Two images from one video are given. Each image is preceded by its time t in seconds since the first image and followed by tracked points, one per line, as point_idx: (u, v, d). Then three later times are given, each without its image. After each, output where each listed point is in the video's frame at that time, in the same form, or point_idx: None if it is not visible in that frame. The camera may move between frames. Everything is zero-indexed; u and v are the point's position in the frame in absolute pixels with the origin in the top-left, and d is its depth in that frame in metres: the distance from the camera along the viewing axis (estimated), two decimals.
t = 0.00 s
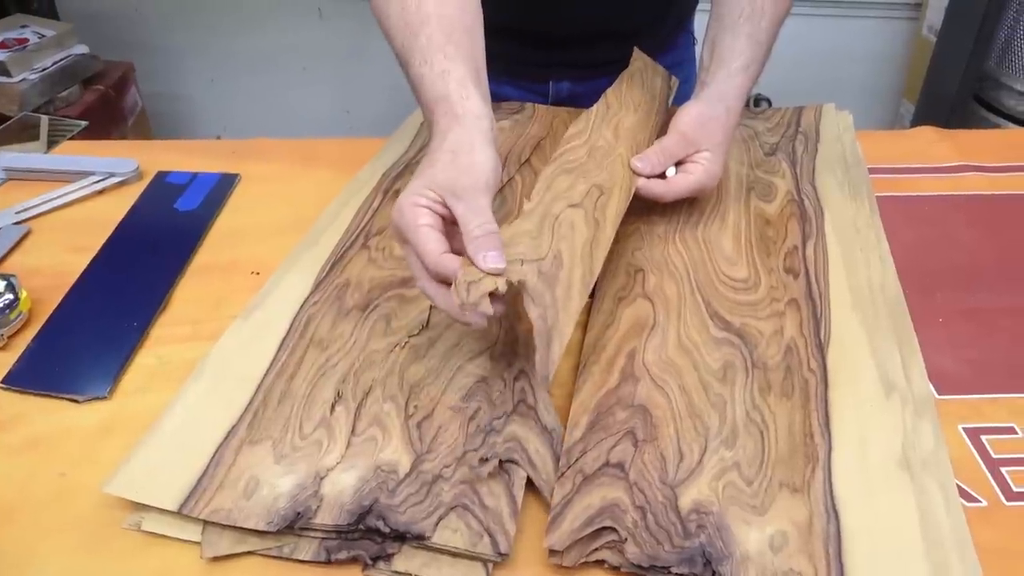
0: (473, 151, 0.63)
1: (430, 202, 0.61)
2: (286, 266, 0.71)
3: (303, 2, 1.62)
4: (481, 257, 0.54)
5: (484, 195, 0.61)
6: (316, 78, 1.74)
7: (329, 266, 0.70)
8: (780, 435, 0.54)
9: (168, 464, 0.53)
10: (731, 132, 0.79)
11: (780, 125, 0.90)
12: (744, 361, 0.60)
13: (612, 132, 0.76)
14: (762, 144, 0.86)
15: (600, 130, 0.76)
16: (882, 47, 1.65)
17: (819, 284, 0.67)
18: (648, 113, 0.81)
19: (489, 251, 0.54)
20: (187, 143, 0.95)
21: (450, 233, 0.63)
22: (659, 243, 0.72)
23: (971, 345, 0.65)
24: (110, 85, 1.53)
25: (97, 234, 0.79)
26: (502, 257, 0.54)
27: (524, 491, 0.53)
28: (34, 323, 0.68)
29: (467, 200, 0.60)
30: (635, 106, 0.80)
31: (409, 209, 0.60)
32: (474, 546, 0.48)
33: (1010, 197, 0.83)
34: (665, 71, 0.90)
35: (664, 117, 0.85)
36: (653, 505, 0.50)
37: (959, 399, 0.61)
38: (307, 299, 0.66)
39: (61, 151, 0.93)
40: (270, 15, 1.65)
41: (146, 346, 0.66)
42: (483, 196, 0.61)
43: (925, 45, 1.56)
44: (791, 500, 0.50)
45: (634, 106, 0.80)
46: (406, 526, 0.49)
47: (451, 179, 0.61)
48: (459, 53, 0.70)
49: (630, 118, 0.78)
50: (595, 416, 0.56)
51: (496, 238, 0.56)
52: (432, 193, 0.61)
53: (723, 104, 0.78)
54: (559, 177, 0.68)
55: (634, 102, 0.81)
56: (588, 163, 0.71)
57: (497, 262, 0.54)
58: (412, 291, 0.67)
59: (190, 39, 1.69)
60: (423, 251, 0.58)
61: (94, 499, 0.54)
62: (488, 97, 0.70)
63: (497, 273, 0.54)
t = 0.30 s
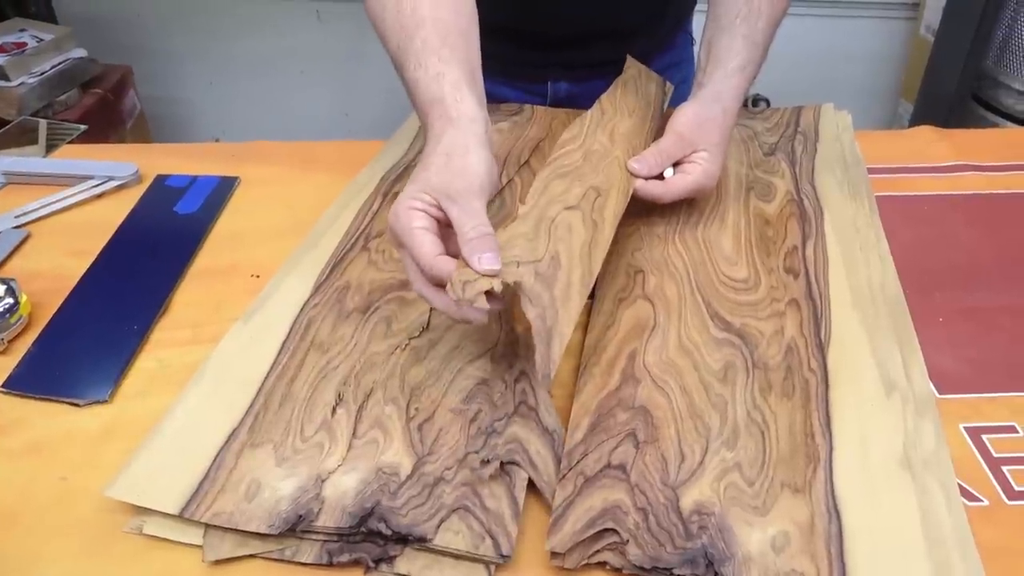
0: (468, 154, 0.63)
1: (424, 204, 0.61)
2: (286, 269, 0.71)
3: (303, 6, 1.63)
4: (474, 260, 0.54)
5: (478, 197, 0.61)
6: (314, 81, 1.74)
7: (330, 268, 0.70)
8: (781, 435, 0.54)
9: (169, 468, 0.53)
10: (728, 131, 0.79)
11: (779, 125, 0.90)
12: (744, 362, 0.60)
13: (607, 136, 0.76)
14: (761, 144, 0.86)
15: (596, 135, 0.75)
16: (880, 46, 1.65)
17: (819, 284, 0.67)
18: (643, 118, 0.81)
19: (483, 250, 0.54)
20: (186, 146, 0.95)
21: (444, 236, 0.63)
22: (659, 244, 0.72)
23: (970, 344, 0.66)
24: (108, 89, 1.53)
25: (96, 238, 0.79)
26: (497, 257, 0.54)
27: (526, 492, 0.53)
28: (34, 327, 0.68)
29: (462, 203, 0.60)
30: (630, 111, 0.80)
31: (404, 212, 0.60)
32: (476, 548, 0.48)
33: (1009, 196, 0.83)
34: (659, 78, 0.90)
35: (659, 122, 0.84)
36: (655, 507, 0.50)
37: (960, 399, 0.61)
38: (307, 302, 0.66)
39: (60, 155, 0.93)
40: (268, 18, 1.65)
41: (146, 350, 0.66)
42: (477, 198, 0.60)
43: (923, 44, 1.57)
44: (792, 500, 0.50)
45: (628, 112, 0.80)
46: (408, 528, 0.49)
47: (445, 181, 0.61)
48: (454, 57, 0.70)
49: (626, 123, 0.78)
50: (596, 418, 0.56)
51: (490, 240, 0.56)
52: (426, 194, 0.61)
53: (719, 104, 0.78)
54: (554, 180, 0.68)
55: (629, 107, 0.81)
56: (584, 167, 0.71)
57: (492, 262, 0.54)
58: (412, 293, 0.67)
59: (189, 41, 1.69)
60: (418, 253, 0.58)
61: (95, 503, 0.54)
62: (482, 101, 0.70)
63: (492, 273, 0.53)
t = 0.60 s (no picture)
0: (369, 135, 0.72)
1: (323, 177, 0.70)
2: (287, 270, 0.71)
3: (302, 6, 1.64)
4: (354, 207, 0.64)
5: (373, 174, 0.69)
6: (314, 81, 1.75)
7: (331, 268, 0.70)
8: (782, 433, 0.54)
9: (170, 468, 0.53)
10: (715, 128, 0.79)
11: (778, 121, 0.90)
12: (745, 360, 0.60)
13: (589, 149, 0.77)
14: (761, 140, 0.86)
15: (576, 149, 0.77)
16: (878, 43, 1.65)
17: (819, 280, 0.67)
18: (630, 128, 0.82)
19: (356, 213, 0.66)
20: (185, 147, 0.95)
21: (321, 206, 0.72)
22: (659, 242, 0.72)
23: (971, 340, 0.66)
24: (106, 90, 1.53)
25: (96, 240, 0.79)
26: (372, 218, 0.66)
27: (528, 492, 0.53)
28: (35, 329, 0.68)
29: (354, 174, 0.69)
30: (613, 122, 0.82)
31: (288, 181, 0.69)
32: (479, 547, 0.48)
33: (1007, 192, 0.83)
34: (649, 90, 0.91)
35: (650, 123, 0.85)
36: (656, 506, 0.50)
37: (960, 395, 0.61)
38: (307, 303, 0.66)
39: (59, 156, 0.93)
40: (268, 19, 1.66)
41: (147, 351, 0.66)
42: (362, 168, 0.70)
43: (921, 42, 1.57)
44: (794, 499, 0.50)
45: (612, 123, 0.82)
46: (410, 528, 0.49)
47: (336, 155, 0.71)
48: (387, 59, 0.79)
49: (610, 135, 0.80)
50: (597, 417, 0.56)
51: (373, 209, 0.67)
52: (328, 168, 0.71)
53: (703, 102, 0.79)
54: (529, 203, 0.70)
55: (613, 118, 0.82)
56: (559, 184, 0.72)
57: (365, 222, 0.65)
58: (412, 292, 0.65)
59: (186, 42, 1.69)
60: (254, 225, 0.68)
61: (97, 505, 0.54)
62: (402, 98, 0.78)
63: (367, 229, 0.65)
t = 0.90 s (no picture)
0: (355, 138, 0.76)
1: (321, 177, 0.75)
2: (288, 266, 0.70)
3: (297, 8, 1.66)
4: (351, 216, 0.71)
5: (358, 182, 0.75)
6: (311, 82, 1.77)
7: (331, 271, 0.69)
8: (780, 434, 0.55)
9: (171, 470, 0.52)
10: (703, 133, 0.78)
11: (775, 123, 0.90)
12: (743, 361, 0.60)
13: (581, 179, 0.78)
14: (757, 142, 0.87)
15: (569, 181, 0.78)
16: (874, 45, 1.65)
17: (818, 283, 0.67)
18: (622, 140, 0.83)
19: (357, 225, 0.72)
20: (183, 149, 0.95)
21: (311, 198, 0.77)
22: (656, 244, 0.72)
23: (968, 341, 0.66)
24: (102, 92, 1.53)
25: (95, 242, 0.79)
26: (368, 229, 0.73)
27: (528, 493, 0.53)
28: (33, 332, 0.68)
29: (340, 180, 0.74)
30: (605, 139, 0.83)
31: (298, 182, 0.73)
32: (478, 549, 0.48)
33: (1002, 193, 0.84)
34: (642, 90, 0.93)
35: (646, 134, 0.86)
36: (655, 507, 0.50)
37: (957, 396, 0.61)
38: (307, 305, 0.66)
39: (57, 159, 0.92)
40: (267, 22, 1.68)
41: (146, 354, 0.66)
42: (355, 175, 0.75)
43: (916, 43, 1.57)
44: (792, 499, 0.50)
45: (604, 141, 0.83)
46: (410, 530, 0.49)
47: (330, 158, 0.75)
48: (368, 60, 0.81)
49: (600, 155, 0.81)
50: (596, 418, 0.56)
51: (364, 220, 0.73)
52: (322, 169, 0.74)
53: (687, 108, 0.79)
54: (525, 252, 0.69)
55: (605, 138, 0.84)
56: (554, 224, 0.72)
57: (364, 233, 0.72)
58: (412, 294, 0.66)
59: (182, 43, 1.71)
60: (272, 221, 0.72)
61: (97, 507, 0.54)
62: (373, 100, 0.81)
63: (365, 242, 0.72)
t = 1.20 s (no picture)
0: (342, 124, 0.78)
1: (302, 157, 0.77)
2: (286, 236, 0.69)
3: (296, 11, 1.66)
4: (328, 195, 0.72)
5: (340, 162, 0.76)
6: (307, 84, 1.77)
7: (331, 249, 0.68)
8: (780, 434, 0.55)
9: (167, 396, 0.50)
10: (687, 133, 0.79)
11: (773, 124, 0.90)
12: (742, 362, 0.60)
13: (568, 189, 0.77)
14: (756, 143, 0.87)
15: (555, 192, 0.77)
16: (870, 47, 1.66)
17: (817, 283, 0.67)
18: (607, 152, 0.83)
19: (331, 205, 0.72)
20: (182, 150, 0.95)
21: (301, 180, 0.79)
22: (656, 245, 0.73)
23: (966, 341, 0.66)
24: (100, 93, 1.53)
25: (95, 244, 0.79)
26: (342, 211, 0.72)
27: (530, 494, 0.54)
28: (34, 333, 0.68)
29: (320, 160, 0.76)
30: (591, 151, 0.83)
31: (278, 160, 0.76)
32: (481, 549, 0.49)
33: (1000, 194, 0.84)
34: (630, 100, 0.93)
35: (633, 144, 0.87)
36: (656, 507, 0.50)
37: (956, 396, 0.62)
38: (313, 271, 0.65)
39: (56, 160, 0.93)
40: (264, 24, 1.69)
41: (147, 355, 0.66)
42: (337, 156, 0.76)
43: (912, 45, 1.58)
44: (793, 499, 0.51)
45: (589, 153, 0.83)
46: (412, 530, 0.49)
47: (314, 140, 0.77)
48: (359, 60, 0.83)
49: (586, 166, 0.81)
50: (597, 419, 0.57)
51: (342, 200, 0.73)
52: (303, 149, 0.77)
53: (671, 108, 0.80)
54: (514, 263, 0.68)
55: (591, 149, 0.84)
56: (541, 234, 0.71)
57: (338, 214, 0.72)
58: (417, 291, 0.64)
59: (181, 44, 1.72)
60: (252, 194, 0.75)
61: (99, 508, 0.54)
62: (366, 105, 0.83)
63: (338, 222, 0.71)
